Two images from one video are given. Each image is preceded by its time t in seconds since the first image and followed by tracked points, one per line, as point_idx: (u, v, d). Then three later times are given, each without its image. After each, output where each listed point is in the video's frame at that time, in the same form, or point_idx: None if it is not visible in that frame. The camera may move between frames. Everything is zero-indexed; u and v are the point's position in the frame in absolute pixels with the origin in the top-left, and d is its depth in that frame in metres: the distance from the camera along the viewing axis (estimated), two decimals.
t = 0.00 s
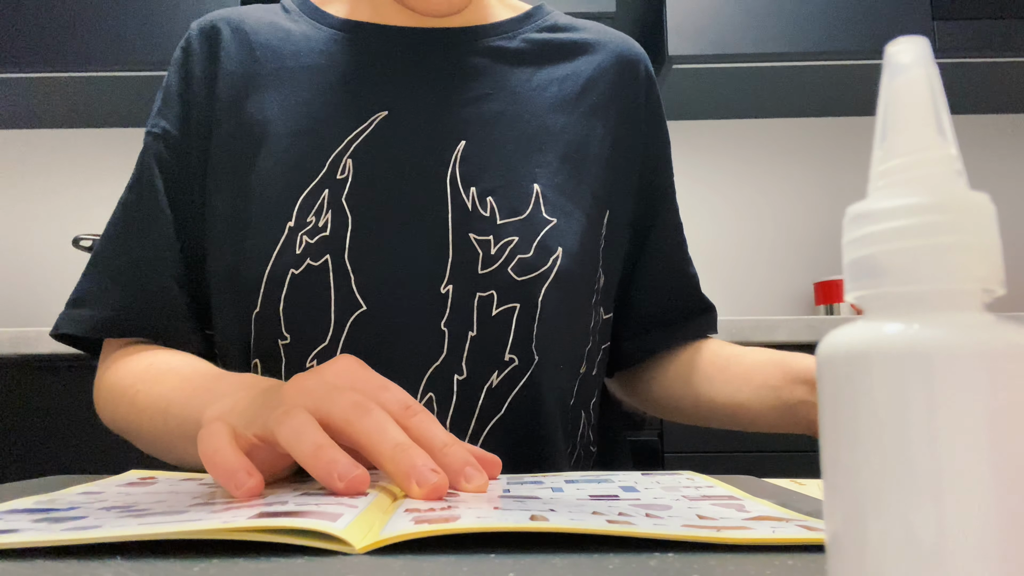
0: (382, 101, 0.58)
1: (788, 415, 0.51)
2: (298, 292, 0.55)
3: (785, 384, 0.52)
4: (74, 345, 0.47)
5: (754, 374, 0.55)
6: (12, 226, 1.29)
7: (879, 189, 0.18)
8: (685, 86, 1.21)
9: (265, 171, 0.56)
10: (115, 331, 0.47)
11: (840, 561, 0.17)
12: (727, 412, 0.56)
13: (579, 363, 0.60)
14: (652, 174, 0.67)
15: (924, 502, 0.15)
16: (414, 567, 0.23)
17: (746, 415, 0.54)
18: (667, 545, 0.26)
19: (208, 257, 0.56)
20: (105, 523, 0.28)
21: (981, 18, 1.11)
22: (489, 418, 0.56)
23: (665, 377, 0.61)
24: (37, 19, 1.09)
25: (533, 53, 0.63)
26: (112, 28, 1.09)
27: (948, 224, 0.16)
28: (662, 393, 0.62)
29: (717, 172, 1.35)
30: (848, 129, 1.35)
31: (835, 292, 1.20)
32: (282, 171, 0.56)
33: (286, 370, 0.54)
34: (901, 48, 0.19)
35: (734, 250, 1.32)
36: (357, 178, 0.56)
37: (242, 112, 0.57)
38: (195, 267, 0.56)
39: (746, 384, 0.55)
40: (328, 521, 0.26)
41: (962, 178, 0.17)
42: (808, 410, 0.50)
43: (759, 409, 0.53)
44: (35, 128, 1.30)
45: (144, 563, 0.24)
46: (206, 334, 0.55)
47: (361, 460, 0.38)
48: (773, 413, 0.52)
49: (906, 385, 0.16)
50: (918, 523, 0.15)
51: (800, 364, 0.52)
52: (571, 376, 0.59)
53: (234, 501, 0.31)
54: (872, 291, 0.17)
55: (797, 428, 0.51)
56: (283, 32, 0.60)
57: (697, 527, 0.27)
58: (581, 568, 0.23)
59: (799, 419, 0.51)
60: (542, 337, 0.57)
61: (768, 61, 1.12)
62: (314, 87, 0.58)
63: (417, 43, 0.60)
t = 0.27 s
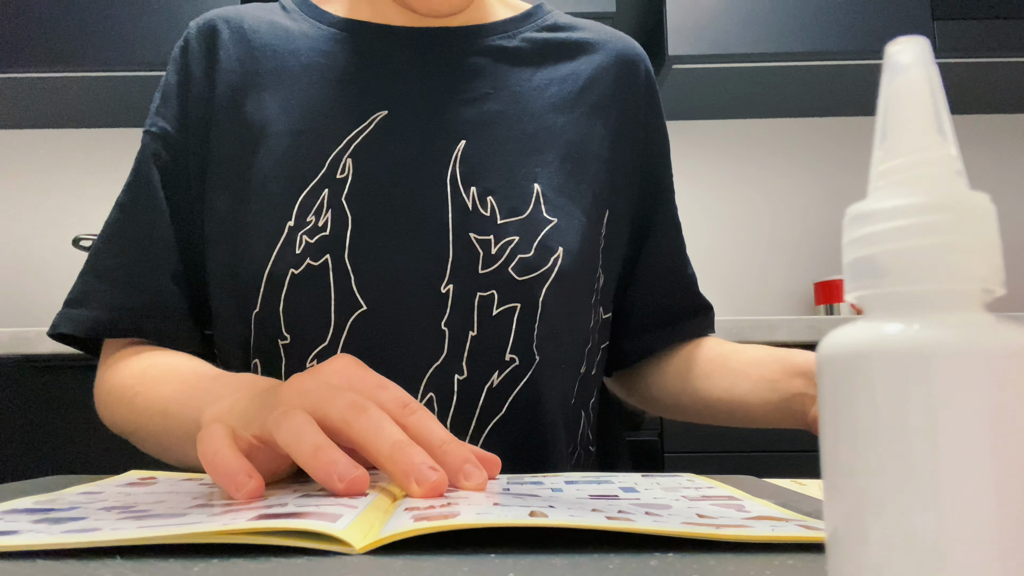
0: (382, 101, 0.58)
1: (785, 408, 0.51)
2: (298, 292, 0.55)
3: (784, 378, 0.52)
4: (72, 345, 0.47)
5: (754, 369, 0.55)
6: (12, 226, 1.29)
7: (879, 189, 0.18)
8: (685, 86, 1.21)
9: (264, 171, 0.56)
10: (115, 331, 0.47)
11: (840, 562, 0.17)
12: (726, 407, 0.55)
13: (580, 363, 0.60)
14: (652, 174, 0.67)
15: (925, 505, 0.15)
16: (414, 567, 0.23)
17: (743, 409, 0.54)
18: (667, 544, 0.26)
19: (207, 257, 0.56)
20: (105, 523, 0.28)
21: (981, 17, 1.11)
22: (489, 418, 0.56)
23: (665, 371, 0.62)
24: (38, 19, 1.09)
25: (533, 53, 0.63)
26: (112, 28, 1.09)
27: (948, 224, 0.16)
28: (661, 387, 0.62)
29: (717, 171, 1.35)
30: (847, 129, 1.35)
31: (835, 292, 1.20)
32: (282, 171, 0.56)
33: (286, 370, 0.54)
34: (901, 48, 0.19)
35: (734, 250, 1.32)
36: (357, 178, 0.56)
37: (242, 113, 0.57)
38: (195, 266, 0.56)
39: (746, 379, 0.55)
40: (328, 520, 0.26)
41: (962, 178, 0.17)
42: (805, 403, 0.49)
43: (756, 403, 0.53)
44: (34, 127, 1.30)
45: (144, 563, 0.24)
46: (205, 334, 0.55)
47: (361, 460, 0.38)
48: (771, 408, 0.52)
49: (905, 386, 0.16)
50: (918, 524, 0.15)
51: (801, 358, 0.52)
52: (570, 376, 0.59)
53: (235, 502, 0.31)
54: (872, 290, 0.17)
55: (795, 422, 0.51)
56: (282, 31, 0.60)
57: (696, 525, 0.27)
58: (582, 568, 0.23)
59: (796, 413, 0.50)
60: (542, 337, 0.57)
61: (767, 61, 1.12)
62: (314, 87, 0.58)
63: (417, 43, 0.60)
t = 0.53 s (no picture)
0: (382, 101, 0.58)
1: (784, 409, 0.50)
2: (298, 292, 0.55)
3: (786, 381, 0.52)
4: (72, 345, 0.47)
5: (756, 370, 0.54)
6: (12, 226, 1.28)
7: (879, 189, 0.18)
8: (685, 86, 1.21)
9: (264, 171, 0.56)
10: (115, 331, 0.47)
11: (840, 561, 0.17)
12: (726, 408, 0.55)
13: (580, 363, 0.60)
14: (652, 174, 0.67)
15: (925, 504, 0.15)
16: (414, 567, 0.23)
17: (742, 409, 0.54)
18: (667, 544, 0.26)
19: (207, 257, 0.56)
20: (105, 523, 0.28)
21: (980, 17, 1.11)
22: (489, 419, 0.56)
23: (667, 369, 0.62)
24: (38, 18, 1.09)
25: (533, 52, 0.63)
26: (112, 27, 1.09)
27: (949, 224, 0.16)
28: (662, 385, 0.62)
29: (717, 171, 1.35)
30: (847, 128, 1.35)
31: (835, 292, 1.20)
32: (281, 171, 0.56)
33: (286, 370, 0.54)
34: (901, 48, 0.19)
35: (734, 249, 1.33)
36: (357, 179, 0.56)
37: (241, 113, 0.57)
38: (195, 266, 0.56)
39: (747, 380, 0.54)
40: (329, 520, 0.27)
41: (962, 178, 0.17)
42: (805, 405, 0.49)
43: (755, 403, 0.53)
44: (34, 127, 1.30)
45: (145, 563, 0.24)
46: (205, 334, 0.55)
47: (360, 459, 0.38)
48: (769, 409, 0.52)
49: (904, 385, 0.16)
50: (919, 523, 0.15)
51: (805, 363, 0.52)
52: (570, 376, 0.59)
53: (234, 503, 0.31)
54: (872, 290, 0.17)
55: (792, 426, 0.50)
56: (282, 31, 0.60)
57: (696, 525, 0.27)
58: (581, 568, 0.23)
59: (795, 415, 0.50)
60: (542, 337, 0.57)
61: (768, 60, 1.12)
62: (313, 87, 0.58)
63: (417, 43, 0.60)
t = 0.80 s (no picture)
0: (383, 101, 0.58)
1: (780, 411, 0.51)
2: (299, 293, 0.55)
3: (785, 385, 0.52)
4: (72, 346, 0.47)
5: (756, 373, 0.54)
6: (12, 226, 1.29)
7: (879, 190, 0.18)
8: (685, 86, 1.21)
9: (265, 171, 0.56)
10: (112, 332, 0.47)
11: (840, 561, 0.17)
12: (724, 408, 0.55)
13: (582, 364, 0.60)
14: (653, 175, 0.67)
15: (925, 504, 0.15)
16: (414, 568, 0.23)
17: (740, 411, 0.54)
18: (666, 543, 0.26)
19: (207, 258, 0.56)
20: (106, 522, 0.28)
21: (981, 17, 1.11)
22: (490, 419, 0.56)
23: (666, 368, 0.62)
24: (39, 19, 1.09)
25: (533, 53, 0.64)
26: (112, 27, 1.09)
27: (949, 224, 0.16)
28: (660, 383, 0.62)
29: (717, 171, 1.35)
30: (847, 128, 1.35)
31: (835, 292, 1.20)
32: (282, 172, 0.56)
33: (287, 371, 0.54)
34: (901, 48, 0.19)
35: (734, 249, 1.33)
36: (358, 180, 0.56)
37: (241, 114, 0.57)
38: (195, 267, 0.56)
39: (746, 382, 0.55)
40: (329, 519, 0.27)
41: (962, 178, 0.17)
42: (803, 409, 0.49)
43: (753, 405, 0.53)
44: (34, 127, 1.30)
45: (144, 563, 0.24)
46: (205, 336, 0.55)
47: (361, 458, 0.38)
48: (766, 411, 0.52)
49: (905, 386, 0.16)
50: (919, 524, 0.15)
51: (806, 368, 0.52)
52: (571, 377, 0.59)
53: (234, 502, 0.31)
54: (872, 291, 0.17)
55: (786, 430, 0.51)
56: (283, 31, 0.60)
57: (697, 529, 0.27)
58: (581, 568, 0.23)
59: (790, 419, 0.50)
60: (543, 338, 0.57)
61: (767, 61, 1.12)
62: (314, 87, 0.58)
63: (418, 44, 0.60)
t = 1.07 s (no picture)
0: (385, 102, 0.58)
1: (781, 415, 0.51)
2: (301, 293, 0.54)
3: (783, 387, 0.52)
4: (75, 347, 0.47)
5: (754, 375, 0.54)
6: (13, 226, 1.29)
7: (880, 190, 0.18)
8: (685, 86, 1.21)
9: (266, 172, 0.56)
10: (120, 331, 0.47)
11: (838, 561, 0.17)
12: (724, 413, 0.55)
13: (584, 365, 0.60)
14: (654, 175, 0.67)
15: (923, 505, 0.15)
16: (414, 567, 0.23)
17: (741, 414, 0.54)
18: (667, 543, 0.26)
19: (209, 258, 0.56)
20: (111, 504, 0.29)
21: (981, 18, 1.11)
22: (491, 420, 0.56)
23: (665, 374, 0.61)
24: (39, 20, 1.09)
25: (534, 53, 0.64)
26: (112, 27, 1.09)
27: (949, 224, 0.16)
28: (660, 389, 0.61)
29: (717, 171, 1.35)
30: (847, 128, 1.35)
31: (835, 292, 1.20)
32: (284, 172, 0.56)
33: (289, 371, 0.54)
34: (901, 48, 0.19)
35: (734, 249, 1.33)
36: (360, 181, 0.56)
37: (244, 115, 0.57)
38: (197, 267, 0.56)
39: (745, 385, 0.55)
40: (332, 512, 0.27)
41: (962, 178, 0.17)
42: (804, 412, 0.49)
43: (754, 409, 0.53)
44: (34, 128, 1.30)
45: (144, 563, 0.24)
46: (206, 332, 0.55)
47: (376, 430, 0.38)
48: (767, 415, 0.52)
49: (904, 385, 0.16)
50: (918, 524, 0.15)
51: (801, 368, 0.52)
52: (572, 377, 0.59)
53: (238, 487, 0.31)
54: (871, 291, 0.17)
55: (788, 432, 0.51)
56: (284, 32, 0.60)
57: (697, 529, 0.27)
58: (581, 568, 0.23)
59: (792, 421, 0.50)
60: (545, 339, 0.57)
61: (768, 61, 1.12)
62: (316, 88, 0.58)
63: (419, 44, 0.60)
